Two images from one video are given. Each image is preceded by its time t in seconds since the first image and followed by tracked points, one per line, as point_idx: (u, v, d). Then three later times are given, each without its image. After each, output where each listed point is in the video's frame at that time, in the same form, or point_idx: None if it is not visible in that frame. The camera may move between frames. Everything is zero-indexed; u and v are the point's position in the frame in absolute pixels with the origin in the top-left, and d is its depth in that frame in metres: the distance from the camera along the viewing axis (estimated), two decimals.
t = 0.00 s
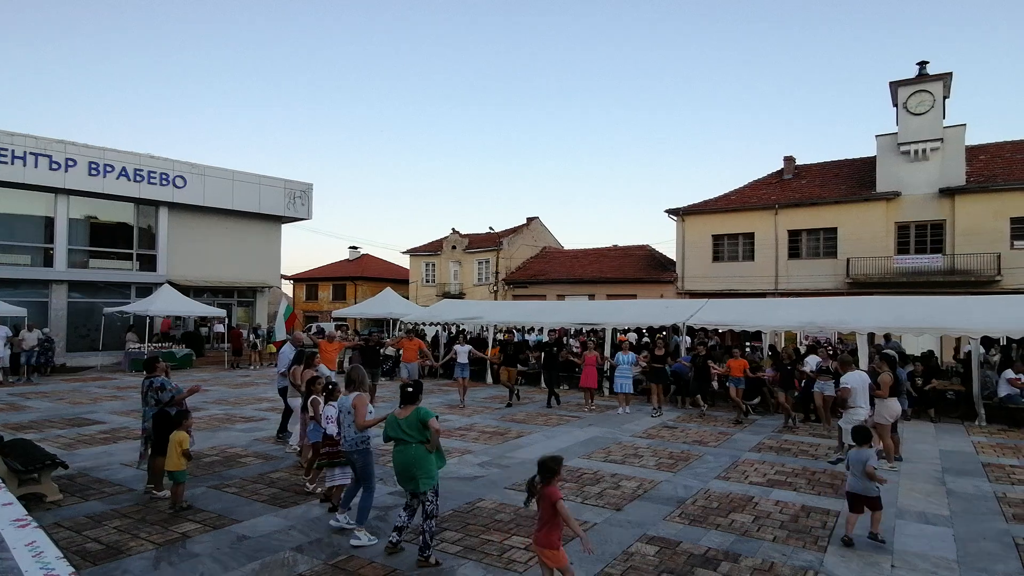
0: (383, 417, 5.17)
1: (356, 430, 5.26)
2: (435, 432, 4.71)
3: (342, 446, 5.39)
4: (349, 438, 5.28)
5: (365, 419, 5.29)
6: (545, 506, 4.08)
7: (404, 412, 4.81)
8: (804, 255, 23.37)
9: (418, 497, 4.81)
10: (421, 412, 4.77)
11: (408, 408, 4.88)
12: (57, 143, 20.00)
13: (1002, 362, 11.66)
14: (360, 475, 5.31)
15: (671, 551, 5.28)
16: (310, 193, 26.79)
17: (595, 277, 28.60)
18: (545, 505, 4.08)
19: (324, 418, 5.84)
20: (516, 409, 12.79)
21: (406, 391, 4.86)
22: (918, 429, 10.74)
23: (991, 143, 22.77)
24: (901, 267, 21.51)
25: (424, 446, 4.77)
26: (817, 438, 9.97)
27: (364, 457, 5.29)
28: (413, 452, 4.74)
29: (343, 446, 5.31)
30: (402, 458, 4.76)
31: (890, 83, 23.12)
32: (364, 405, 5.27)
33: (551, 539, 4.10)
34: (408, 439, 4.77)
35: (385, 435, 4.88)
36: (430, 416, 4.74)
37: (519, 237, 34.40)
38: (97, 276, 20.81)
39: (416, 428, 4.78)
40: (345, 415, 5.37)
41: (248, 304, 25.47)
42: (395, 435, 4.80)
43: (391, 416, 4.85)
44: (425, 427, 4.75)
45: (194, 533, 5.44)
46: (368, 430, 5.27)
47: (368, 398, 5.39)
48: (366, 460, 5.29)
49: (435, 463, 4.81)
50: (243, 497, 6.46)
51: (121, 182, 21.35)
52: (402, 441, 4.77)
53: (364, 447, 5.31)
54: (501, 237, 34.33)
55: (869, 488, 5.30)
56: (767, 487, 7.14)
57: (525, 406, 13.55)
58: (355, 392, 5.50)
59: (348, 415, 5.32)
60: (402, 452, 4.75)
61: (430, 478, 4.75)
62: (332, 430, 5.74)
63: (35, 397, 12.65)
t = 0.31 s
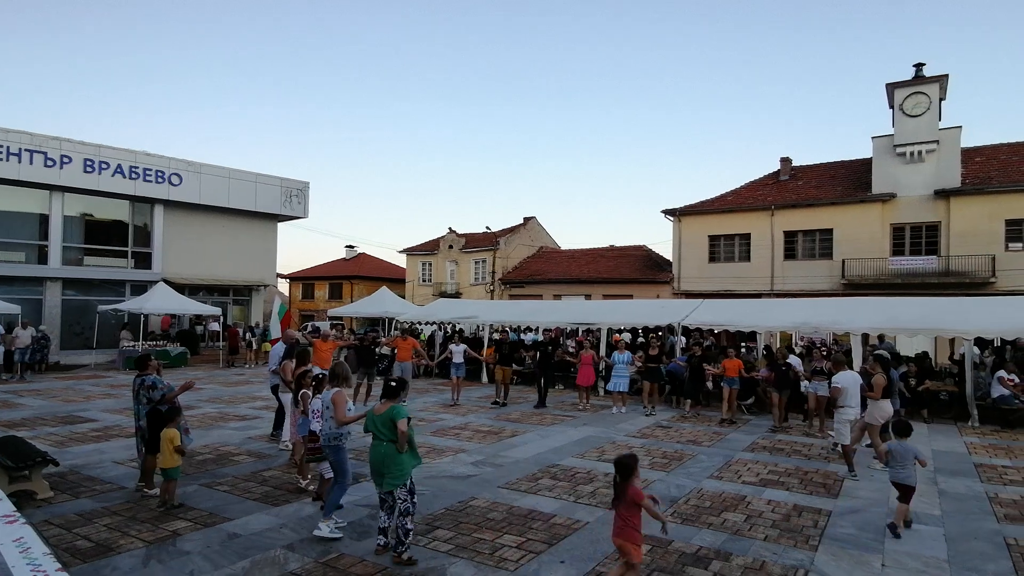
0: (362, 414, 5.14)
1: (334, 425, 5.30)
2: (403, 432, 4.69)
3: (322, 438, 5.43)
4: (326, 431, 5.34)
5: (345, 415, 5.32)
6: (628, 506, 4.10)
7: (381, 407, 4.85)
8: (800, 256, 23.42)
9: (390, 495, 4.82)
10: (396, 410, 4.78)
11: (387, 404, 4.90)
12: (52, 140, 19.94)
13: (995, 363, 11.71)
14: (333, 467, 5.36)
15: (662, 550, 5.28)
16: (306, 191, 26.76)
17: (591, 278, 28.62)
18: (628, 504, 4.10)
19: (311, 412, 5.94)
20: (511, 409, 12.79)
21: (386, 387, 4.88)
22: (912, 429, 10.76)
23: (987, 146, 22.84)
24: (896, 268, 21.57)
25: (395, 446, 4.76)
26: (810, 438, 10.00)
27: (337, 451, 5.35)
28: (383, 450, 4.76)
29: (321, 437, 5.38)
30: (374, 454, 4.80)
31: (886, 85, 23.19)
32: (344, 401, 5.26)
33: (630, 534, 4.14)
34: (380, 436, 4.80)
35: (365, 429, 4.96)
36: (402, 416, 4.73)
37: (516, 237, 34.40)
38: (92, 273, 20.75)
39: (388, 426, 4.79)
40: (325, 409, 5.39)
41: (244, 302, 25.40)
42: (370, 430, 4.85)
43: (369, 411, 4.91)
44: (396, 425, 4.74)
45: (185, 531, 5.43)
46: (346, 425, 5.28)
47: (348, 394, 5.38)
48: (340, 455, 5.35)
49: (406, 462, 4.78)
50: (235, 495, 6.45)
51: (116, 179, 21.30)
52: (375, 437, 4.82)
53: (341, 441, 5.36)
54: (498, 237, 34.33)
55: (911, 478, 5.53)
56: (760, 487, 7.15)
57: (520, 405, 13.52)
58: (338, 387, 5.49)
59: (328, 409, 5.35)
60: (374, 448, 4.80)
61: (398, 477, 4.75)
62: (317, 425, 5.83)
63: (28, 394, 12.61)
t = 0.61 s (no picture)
0: (345, 403, 5.22)
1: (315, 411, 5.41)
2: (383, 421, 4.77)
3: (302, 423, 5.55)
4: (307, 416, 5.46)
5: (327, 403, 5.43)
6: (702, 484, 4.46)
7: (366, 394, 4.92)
8: (800, 250, 23.40)
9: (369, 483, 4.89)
10: (378, 398, 4.85)
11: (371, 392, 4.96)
12: (51, 129, 19.87)
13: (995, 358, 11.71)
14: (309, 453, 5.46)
15: (660, 541, 5.30)
16: (306, 183, 26.71)
17: (591, 271, 28.61)
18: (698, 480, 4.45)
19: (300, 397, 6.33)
20: (511, 401, 12.82)
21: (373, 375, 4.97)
22: (911, 423, 10.78)
23: (988, 141, 22.79)
24: (897, 263, 21.55)
25: (375, 435, 4.82)
26: (809, 431, 10.03)
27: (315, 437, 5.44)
28: (363, 438, 4.83)
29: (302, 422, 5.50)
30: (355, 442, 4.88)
31: (888, 79, 23.10)
32: (325, 390, 5.36)
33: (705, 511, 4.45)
34: (362, 425, 4.87)
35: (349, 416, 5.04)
36: (384, 406, 4.80)
37: (517, 230, 34.37)
38: (92, 263, 20.74)
39: (370, 414, 4.86)
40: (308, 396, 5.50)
41: (244, 293, 25.40)
42: (353, 418, 4.93)
43: (353, 399, 4.98)
44: (378, 414, 4.81)
45: (185, 519, 5.45)
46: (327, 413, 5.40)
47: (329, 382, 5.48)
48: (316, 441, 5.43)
49: (385, 452, 4.85)
50: (235, 484, 6.47)
51: (116, 169, 21.25)
52: (358, 425, 4.90)
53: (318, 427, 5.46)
54: (499, 229, 34.29)
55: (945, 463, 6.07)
56: (758, 479, 7.17)
57: (519, 397, 13.52)
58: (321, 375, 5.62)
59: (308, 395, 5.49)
60: (354, 436, 4.86)
61: (375, 465, 4.81)
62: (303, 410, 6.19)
63: (28, 384, 12.62)
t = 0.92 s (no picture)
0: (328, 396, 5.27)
1: (303, 402, 5.45)
2: (368, 413, 4.81)
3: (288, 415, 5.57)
4: (295, 407, 5.48)
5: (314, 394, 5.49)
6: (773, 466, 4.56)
7: (351, 386, 4.96)
8: (801, 236, 23.35)
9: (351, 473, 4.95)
10: (364, 391, 4.90)
11: (355, 383, 5.01)
12: (48, 118, 19.75)
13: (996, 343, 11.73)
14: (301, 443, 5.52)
15: (663, 527, 5.33)
16: (305, 171, 26.60)
17: (591, 258, 28.57)
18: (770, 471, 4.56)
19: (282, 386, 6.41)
20: (513, 388, 12.85)
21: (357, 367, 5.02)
22: (912, 408, 10.81)
23: (990, 125, 22.67)
24: (898, 249, 21.52)
25: (359, 425, 4.88)
26: (810, 417, 10.04)
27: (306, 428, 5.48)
28: (348, 429, 4.89)
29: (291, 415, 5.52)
30: (339, 432, 4.93)
31: (890, 63, 22.93)
32: (310, 380, 5.45)
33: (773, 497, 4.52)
34: (345, 415, 4.92)
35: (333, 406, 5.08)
36: (369, 397, 4.86)
37: (516, 217, 34.28)
38: (91, 253, 20.70)
39: (354, 406, 4.91)
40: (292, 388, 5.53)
41: (244, 283, 25.37)
42: (337, 409, 4.98)
43: (337, 389, 5.01)
44: (363, 406, 4.86)
45: (190, 508, 5.47)
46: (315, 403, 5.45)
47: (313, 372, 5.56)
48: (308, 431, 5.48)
49: (369, 444, 4.91)
50: (239, 473, 6.49)
51: (114, 158, 21.14)
52: (341, 416, 4.95)
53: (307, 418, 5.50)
54: (498, 217, 34.20)
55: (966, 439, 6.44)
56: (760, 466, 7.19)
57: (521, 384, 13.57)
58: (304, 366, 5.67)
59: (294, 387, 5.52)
60: (338, 426, 4.92)
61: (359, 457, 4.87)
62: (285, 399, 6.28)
63: (30, 374, 12.64)
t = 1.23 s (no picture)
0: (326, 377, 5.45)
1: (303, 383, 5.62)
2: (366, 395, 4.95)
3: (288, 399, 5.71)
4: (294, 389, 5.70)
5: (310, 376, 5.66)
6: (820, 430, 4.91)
7: (342, 369, 5.06)
8: (804, 222, 23.27)
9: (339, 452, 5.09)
10: (358, 373, 5.02)
11: (344, 366, 5.11)
12: (48, 105, 19.65)
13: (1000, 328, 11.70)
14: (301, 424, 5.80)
15: (667, 512, 5.35)
16: (306, 157, 26.48)
17: (593, 244, 28.52)
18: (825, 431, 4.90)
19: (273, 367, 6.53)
20: (516, 374, 12.87)
21: (346, 349, 5.10)
22: (915, 393, 10.82)
23: (996, 109, 22.48)
24: (901, 234, 21.43)
25: (354, 407, 5.03)
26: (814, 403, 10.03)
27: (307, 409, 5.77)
28: (343, 410, 5.02)
29: (287, 397, 5.72)
30: (331, 415, 5.01)
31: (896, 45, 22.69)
32: (309, 363, 5.57)
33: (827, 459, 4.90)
34: (339, 397, 5.03)
35: (319, 389, 5.14)
36: (365, 380, 5.01)
37: (518, 203, 34.17)
38: (93, 240, 20.68)
39: (348, 387, 5.03)
40: (291, 372, 5.67)
41: (246, 270, 25.38)
42: (328, 390, 5.06)
43: (327, 371, 5.08)
44: (359, 388, 5.02)
45: (196, 493, 5.50)
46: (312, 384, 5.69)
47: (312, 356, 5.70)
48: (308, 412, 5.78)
49: (362, 423, 5.06)
50: (245, 459, 6.51)
51: (114, 145, 21.05)
52: (333, 398, 5.04)
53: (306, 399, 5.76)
54: (500, 203, 34.10)
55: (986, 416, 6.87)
56: (763, 451, 7.21)
57: (524, 371, 13.61)
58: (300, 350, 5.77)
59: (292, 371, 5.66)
60: (331, 408, 5.01)
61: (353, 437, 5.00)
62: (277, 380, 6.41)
63: (34, 361, 12.68)
